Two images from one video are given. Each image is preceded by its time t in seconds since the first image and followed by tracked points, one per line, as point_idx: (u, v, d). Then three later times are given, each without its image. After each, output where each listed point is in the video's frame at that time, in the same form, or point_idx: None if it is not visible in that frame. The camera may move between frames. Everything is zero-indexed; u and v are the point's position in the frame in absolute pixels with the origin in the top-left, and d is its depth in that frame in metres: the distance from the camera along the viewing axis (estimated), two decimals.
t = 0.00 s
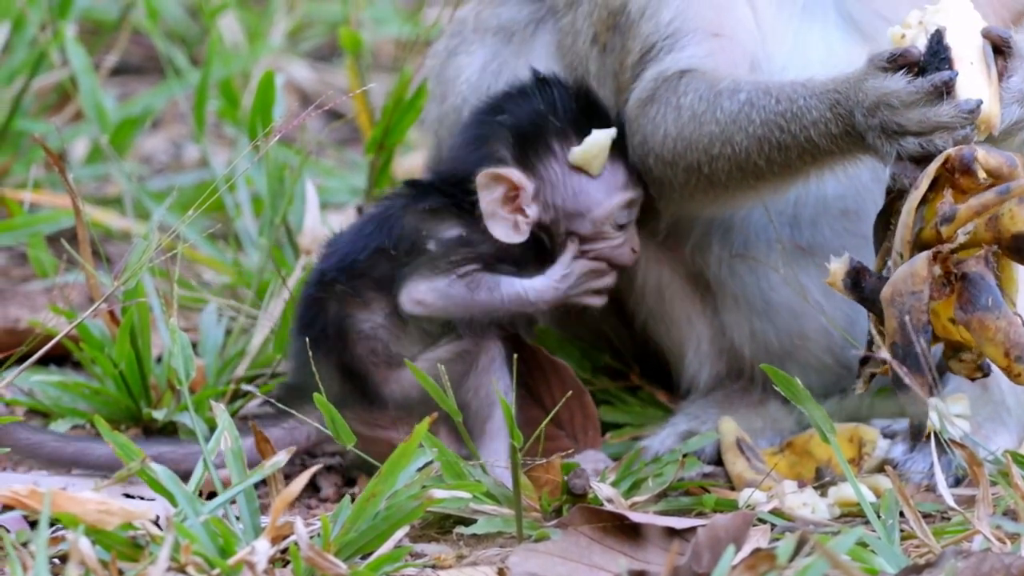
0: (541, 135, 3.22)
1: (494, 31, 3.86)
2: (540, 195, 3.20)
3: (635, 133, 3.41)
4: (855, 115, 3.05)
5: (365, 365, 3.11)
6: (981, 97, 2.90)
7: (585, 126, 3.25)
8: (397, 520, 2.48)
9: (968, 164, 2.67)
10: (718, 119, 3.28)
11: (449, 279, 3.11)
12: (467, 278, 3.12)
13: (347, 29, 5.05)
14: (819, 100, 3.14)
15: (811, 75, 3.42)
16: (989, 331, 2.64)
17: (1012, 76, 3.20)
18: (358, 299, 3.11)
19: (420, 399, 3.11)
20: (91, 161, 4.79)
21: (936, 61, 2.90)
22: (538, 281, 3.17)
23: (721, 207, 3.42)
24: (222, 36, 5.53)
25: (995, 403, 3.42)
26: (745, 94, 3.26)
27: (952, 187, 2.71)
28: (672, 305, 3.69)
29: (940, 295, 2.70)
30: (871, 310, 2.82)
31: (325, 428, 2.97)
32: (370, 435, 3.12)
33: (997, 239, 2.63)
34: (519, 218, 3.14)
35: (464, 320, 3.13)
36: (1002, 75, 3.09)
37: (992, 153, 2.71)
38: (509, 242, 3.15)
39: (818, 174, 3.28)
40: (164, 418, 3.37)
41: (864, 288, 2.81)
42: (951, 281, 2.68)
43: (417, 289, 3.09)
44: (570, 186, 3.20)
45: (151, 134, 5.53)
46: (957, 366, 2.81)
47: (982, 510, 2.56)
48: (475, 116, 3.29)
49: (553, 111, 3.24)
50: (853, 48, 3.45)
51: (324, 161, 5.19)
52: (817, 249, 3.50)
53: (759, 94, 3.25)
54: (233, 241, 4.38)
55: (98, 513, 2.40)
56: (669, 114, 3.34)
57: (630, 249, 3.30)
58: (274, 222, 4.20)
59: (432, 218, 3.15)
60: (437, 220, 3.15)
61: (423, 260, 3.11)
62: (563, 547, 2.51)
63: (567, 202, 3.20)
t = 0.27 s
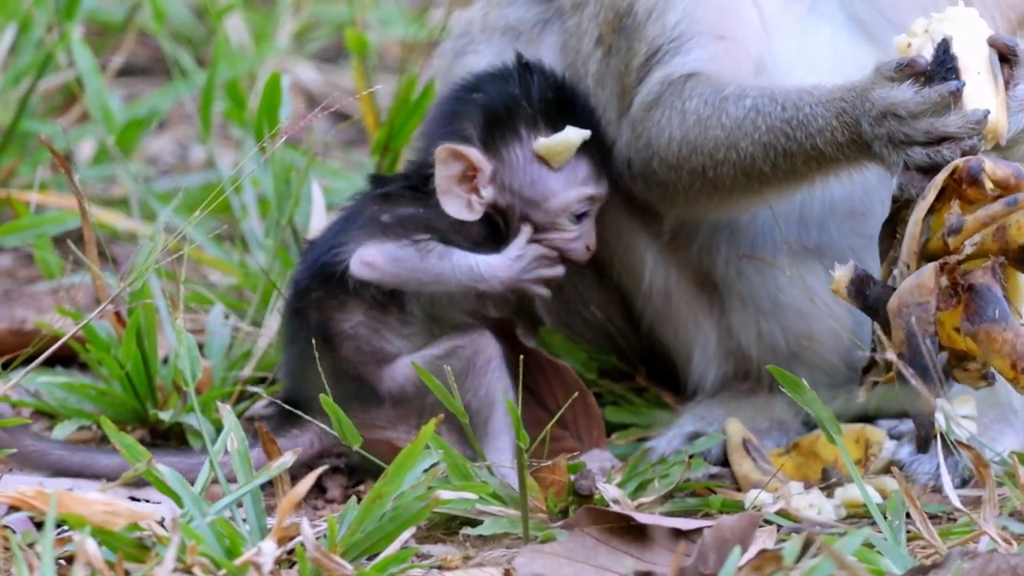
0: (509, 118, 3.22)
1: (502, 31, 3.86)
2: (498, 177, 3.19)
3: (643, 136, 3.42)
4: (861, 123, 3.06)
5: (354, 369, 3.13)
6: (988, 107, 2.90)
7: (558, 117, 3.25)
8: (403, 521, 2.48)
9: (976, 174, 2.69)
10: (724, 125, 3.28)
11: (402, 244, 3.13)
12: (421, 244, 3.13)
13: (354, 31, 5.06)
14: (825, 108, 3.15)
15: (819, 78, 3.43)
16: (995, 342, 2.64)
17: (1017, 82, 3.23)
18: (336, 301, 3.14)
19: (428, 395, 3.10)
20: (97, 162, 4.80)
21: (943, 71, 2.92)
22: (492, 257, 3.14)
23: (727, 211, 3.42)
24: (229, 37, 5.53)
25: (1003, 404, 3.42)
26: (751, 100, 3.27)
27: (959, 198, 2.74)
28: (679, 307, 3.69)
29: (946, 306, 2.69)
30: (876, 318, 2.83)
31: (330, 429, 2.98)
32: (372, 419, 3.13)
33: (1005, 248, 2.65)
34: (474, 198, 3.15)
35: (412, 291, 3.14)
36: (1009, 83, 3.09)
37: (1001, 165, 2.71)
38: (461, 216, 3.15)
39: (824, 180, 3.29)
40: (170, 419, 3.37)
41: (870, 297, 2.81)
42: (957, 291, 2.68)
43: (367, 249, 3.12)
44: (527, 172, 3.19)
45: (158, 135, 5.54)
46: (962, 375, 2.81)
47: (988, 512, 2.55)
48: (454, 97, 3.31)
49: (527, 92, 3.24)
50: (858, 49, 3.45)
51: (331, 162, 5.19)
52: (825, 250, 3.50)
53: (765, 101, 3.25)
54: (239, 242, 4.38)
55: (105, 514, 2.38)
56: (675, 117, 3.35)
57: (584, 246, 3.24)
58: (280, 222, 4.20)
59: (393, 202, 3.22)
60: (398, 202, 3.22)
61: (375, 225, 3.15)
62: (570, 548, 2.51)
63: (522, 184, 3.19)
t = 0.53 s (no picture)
0: (506, 137, 3.12)
1: (510, 31, 3.84)
2: (495, 197, 3.11)
3: (650, 141, 3.42)
4: (870, 130, 3.07)
5: (356, 388, 3.11)
6: (997, 119, 2.88)
7: (556, 139, 3.12)
8: (409, 523, 2.48)
9: (986, 189, 2.70)
10: (731, 132, 3.28)
11: (401, 287, 3.04)
12: (416, 289, 3.04)
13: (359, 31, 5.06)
14: (833, 118, 3.15)
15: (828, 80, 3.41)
16: (1005, 356, 2.65)
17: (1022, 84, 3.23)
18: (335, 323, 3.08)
19: (432, 395, 3.14)
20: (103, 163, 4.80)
21: (951, 83, 2.92)
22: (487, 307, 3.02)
23: (733, 216, 3.42)
24: (234, 38, 5.53)
25: (1008, 406, 3.41)
26: (759, 107, 3.26)
27: (968, 212, 2.74)
28: (686, 307, 3.69)
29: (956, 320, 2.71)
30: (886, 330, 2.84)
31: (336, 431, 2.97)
32: (376, 433, 3.14)
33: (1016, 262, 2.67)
34: (472, 220, 3.09)
35: (407, 335, 3.05)
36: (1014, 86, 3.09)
37: (1011, 178, 2.73)
38: (458, 238, 3.09)
39: (830, 188, 3.29)
40: (176, 420, 3.37)
41: (877, 310, 2.84)
42: (967, 305, 2.70)
43: (365, 290, 3.03)
44: (522, 192, 3.10)
45: (163, 136, 5.54)
46: (969, 386, 2.80)
47: (994, 513, 2.55)
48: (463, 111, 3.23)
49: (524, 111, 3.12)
50: (864, 47, 3.45)
51: (336, 163, 5.20)
52: (832, 253, 3.49)
53: (772, 109, 3.24)
54: (245, 243, 4.38)
55: (110, 515, 2.38)
56: (681, 122, 3.35)
57: (586, 264, 3.11)
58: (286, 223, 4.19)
59: (403, 231, 3.14)
60: (408, 232, 3.14)
61: (382, 263, 3.07)
62: (575, 550, 2.52)
63: (516, 206, 3.11)
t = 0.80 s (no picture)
0: (469, 150, 3.11)
1: (511, 40, 3.84)
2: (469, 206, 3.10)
3: (651, 146, 3.42)
4: (868, 136, 3.06)
5: (356, 397, 3.11)
6: (996, 122, 2.91)
7: (518, 144, 3.09)
8: (412, 526, 2.48)
9: (990, 195, 2.69)
10: (730, 141, 3.28)
11: (392, 319, 3.03)
12: (408, 321, 3.03)
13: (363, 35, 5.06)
14: (830, 129, 3.14)
15: (830, 83, 3.41)
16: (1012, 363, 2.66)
17: None
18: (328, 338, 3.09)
19: (433, 402, 3.13)
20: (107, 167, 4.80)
21: (948, 90, 2.92)
22: (482, 333, 3.04)
23: (735, 220, 3.42)
24: (238, 41, 5.54)
25: (1013, 409, 3.41)
26: (757, 115, 3.26)
27: (972, 219, 2.72)
28: (688, 310, 3.68)
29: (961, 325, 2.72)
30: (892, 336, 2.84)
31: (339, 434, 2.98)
32: (379, 440, 3.13)
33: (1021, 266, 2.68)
34: (452, 231, 3.09)
35: (401, 363, 3.05)
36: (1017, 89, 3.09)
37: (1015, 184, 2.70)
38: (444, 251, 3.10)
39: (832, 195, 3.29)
40: (180, 424, 3.37)
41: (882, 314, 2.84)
42: (973, 312, 2.71)
43: (359, 326, 3.02)
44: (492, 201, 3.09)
45: (167, 140, 5.54)
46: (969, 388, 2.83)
47: (998, 516, 2.55)
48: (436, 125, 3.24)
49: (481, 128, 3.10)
50: (865, 48, 3.43)
51: (340, 166, 5.20)
52: (834, 255, 3.49)
53: (772, 116, 3.24)
54: (249, 247, 4.39)
55: (114, 519, 2.38)
56: (682, 127, 3.34)
57: (574, 264, 3.09)
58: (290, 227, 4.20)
59: (396, 253, 3.14)
60: (401, 254, 3.14)
61: (373, 292, 3.07)
62: (579, 553, 2.52)
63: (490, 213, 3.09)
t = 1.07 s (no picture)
0: (476, 163, 3.08)
1: (509, 51, 3.84)
2: (473, 219, 3.07)
3: (655, 157, 3.42)
4: (863, 169, 3.07)
5: (363, 401, 3.11)
6: (988, 180, 2.89)
7: (522, 160, 3.05)
8: (415, 530, 2.48)
9: (971, 265, 2.71)
10: (732, 162, 3.29)
11: (390, 317, 3.05)
12: (409, 319, 3.05)
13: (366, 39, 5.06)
14: (830, 166, 3.16)
15: (833, 88, 3.38)
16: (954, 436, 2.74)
17: None
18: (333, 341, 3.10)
19: (439, 404, 3.13)
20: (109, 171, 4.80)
21: (940, 153, 2.90)
22: (481, 330, 3.03)
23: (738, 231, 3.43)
24: (241, 46, 5.54)
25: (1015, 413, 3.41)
26: (758, 143, 3.27)
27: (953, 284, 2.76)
28: (691, 316, 3.68)
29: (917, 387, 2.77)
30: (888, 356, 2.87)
31: (344, 438, 2.98)
32: (386, 444, 3.12)
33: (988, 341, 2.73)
34: (455, 241, 3.07)
35: (403, 363, 3.06)
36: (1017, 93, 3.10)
37: (1001, 254, 2.73)
38: (441, 258, 3.07)
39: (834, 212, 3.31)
40: (182, 428, 3.37)
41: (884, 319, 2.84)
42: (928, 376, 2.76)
43: (361, 325, 3.05)
44: (492, 215, 3.04)
45: (170, 144, 5.54)
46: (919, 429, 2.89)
47: (1001, 520, 2.54)
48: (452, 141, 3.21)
49: (489, 134, 3.08)
50: (867, 52, 3.39)
51: (343, 171, 5.20)
52: (834, 261, 3.54)
53: (774, 135, 3.26)
54: (251, 251, 4.38)
55: (117, 523, 2.38)
56: (685, 140, 3.35)
57: (568, 287, 3.00)
58: (293, 231, 4.19)
59: (398, 257, 3.15)
60: (403, 258, 3.15)
61: (375, 294, 3.09)
62: (582, 557, 2.52)
63: (490, 227, 3.05)
